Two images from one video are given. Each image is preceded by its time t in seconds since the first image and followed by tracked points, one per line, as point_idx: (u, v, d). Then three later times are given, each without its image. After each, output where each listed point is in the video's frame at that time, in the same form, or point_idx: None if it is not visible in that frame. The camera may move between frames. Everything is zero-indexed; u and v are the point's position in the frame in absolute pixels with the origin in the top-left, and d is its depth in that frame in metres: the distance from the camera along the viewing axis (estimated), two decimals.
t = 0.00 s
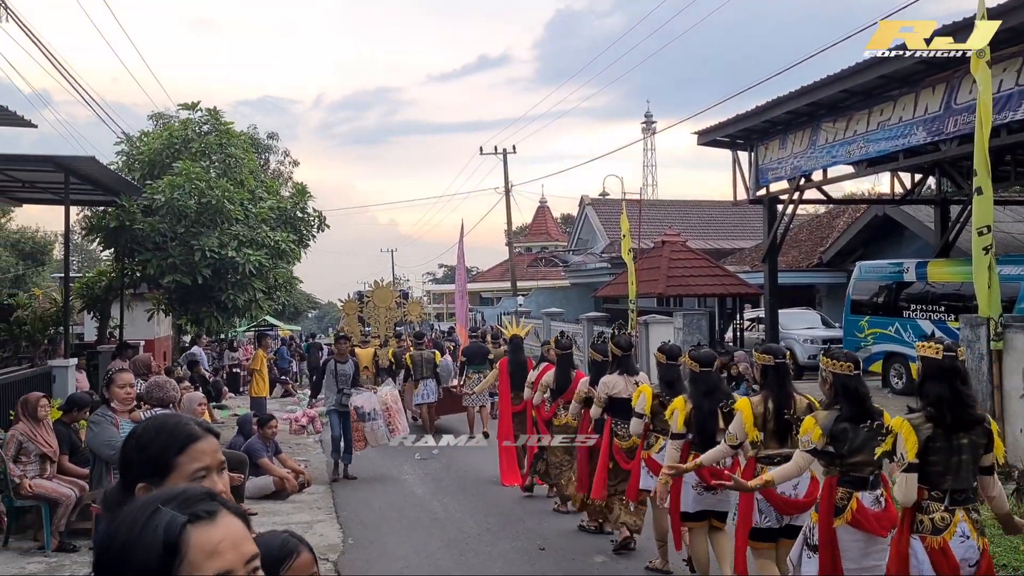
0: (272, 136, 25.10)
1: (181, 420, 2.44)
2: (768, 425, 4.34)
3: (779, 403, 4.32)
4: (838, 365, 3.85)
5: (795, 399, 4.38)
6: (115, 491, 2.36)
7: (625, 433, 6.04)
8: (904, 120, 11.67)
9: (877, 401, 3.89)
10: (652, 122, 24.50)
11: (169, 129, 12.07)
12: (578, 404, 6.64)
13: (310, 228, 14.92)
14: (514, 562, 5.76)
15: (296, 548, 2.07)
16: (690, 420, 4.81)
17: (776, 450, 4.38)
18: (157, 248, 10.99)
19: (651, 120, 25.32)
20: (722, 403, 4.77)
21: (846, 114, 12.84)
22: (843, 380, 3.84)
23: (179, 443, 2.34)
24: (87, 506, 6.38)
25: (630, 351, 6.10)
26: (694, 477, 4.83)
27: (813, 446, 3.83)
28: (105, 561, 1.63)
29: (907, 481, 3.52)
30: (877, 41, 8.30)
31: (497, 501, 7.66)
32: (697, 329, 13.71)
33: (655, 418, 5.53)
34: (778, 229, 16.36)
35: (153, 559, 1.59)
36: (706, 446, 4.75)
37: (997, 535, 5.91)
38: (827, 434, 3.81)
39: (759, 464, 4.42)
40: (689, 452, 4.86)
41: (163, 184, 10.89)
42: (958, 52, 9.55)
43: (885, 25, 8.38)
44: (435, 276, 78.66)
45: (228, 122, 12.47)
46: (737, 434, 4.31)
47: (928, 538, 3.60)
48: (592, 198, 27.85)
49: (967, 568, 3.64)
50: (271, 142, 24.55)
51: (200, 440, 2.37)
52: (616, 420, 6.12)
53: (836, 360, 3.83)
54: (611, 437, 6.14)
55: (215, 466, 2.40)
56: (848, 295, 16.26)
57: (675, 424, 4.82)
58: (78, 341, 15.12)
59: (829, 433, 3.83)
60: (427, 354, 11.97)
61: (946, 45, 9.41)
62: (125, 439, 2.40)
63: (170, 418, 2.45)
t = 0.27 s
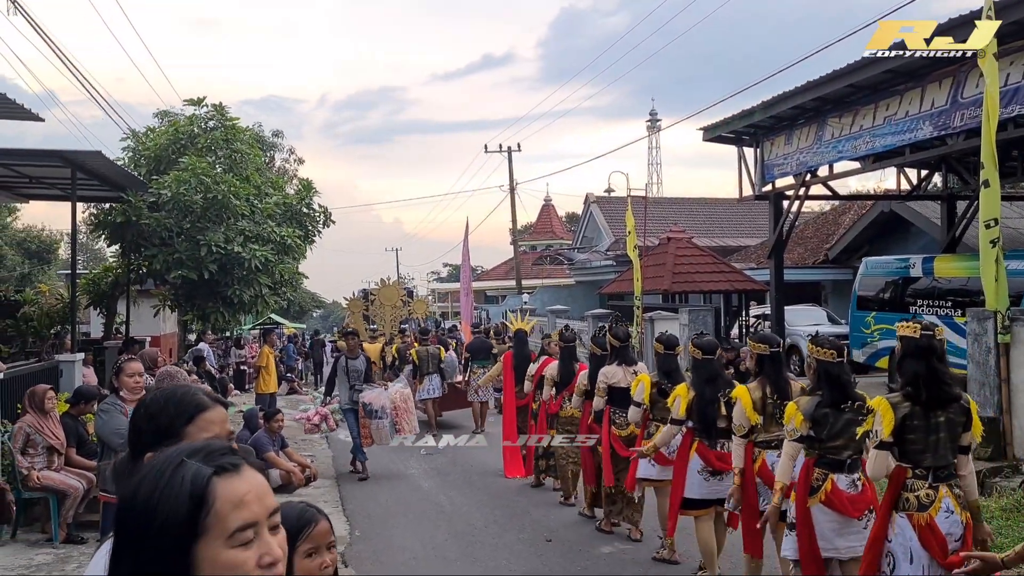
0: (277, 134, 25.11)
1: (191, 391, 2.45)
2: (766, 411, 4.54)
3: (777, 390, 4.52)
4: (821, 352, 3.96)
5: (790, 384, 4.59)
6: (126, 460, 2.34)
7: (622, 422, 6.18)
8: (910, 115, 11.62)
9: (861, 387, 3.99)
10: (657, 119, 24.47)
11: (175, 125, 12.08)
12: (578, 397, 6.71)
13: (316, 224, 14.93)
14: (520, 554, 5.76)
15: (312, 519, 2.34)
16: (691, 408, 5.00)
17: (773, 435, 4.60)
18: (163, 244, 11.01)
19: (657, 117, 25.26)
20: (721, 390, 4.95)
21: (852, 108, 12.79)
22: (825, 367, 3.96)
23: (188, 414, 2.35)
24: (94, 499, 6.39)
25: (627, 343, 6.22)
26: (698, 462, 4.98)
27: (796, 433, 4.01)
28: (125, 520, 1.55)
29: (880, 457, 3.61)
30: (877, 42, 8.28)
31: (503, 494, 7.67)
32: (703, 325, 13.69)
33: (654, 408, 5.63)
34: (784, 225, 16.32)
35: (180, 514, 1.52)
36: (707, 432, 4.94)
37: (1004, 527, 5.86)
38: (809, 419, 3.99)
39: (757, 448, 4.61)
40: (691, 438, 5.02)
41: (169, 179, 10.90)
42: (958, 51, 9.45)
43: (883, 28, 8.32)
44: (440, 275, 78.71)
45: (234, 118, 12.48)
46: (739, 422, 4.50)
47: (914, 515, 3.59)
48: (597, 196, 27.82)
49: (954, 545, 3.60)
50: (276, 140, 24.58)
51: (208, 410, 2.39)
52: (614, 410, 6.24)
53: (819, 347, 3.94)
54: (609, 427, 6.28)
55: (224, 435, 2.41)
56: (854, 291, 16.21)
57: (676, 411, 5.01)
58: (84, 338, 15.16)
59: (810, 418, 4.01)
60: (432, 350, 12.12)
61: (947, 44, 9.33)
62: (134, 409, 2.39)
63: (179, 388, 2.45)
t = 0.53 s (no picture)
0: (280, 133, 25.07)
1: (195, 379, 2.43)
2: (758, 407, 4.71)
3: (767, 385, 4.65)
4: (805, 348, 4.14)
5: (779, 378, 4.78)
6: (130, 450, 2.31)
7: (612, 418, 6.41)
8: (915, 113, 11.58)
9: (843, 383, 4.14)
10: (661, 119, 24.41)
11: (178, 124, 12.09)
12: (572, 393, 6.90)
13: (319, 223, 14.94)
14: (524, 551, 5.76)
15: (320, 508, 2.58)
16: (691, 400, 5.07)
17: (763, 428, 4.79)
18: (167, 242, 11.02)
19: (660, 117, 25.20)
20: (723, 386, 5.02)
21: (857, 107, 12.75)
22: (808, 362, 4.12)
23: (193, 402, 2.34)
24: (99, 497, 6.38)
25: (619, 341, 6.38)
26: (699, 458, 5.17)
27: (773, 425, 4.15)
28: (144, 497, 1.53)
29: (877, 452, 3.77)
30: (877, 41, 8.26)
31: (506, 492, 7.67)
32: (707, 324, 13.66)
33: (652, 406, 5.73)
34: (788, 225, 16.29)
35: (201, 496, 1.50)
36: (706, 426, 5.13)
37: (1009, 525, 5.84)
38: (788, 412, 4.12)
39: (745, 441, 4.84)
40: (691, 434, 5.23)
41: (173, 178, 10.91)
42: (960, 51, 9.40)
43: (884, 26, 8.29)
44: (443, 274, 78.73)
45: (237, 117, 12.48)
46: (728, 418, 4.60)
47: (906, 508, 3.78)
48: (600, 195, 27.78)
49: (945, 535, 3.81)
50: (279, 139, 24.57)
51: (213, 399, 2.39)
52: (605, 407, 6.46)
53: (803, 343, 4.12)
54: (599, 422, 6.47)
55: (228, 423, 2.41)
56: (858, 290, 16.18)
57: (677, 404, 5.10)
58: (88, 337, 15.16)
59: (790, 412, 4.14)
60: (436, 347, 12.07)
61: (947, 44, 9.28)
62: (138, 395, 2.37)
63: (184, 377, 2.44)
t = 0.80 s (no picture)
0: (282, 134, 25.09)
1: (202, 388, 2.43)
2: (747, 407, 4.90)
3: (756, 387, 4.88)
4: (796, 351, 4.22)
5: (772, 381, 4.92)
6: (137, 459, 2.30)
7: (609, 419, 6.39)
8: (917, 115, 11.58)
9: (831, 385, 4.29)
10: (662, 119, 24.42)
11: (180, 125, 12.11)
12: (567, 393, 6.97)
13: (321, 224, 14.96)
14: (526, 553, 5.77)
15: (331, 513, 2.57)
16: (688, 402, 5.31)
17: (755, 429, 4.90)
18: (170, 244, 11.04)
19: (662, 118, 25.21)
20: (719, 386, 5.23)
21: (859, 109, 12.75)
22: (797, 365, 4.23)
23: (201, 412, 2.34)
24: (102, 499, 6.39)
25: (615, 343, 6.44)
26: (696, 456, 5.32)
27: (759, 422, 4.32)
28: (166, 507, 1.53)
29: (865, 458, 3.90)
30: (878, 41, 8.24)
31: (509, 494, 7.68)
32: (709, 326, 13.67)
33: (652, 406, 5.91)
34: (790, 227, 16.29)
35: (225, 508, 1.50)
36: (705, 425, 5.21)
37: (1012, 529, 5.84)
38: (775, 412, 4.28)
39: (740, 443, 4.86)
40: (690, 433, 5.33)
41: (175, 179, 10.94)
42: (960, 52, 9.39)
43: (885, 24, 8.31)
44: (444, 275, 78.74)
45: (239, 118, 12.50)
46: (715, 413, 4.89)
47: (891, 511, 3.92)
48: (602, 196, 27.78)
49: (928, 537, 3.94)
50: (280, 140, 24.60)
51: (220, 409, 2.39)
52: (601, 408, 6.48)
53: (794, 347, 4.20)
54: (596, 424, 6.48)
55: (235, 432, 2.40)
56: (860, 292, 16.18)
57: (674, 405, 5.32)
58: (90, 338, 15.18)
59: (777, 412, 4.30)
60: (438, 349, 12.15)
61: (948, 44, 9.30)
62: (146, 405, 2.37)
63: (190, 387, 2.44)
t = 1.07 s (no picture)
0: (285, 135, 25.14)
1: (207, 388, 2.43)
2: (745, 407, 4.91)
3: (753, 387, 4.88)
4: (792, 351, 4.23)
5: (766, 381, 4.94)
6: (143, 459, 2.30)
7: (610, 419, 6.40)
8: (920, 115, 11.55)
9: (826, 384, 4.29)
10: (664, 119, 24.43)
11: (183, 126, 12.14)
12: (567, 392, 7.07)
13: (324, 225, 14.99)
14: (529, 554, 5.76)
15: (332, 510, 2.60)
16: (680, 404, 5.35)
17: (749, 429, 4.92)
18: (173, 244, 11.05)
19: (664, 118, 25.20)
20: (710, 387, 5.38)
21: (862, 110, 12.73)
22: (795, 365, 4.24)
23: (206, 411, 2.34)
24: (105, 498, 6.40)
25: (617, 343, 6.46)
26: (685, 457, 5.42)
27: (757, 423, 4.31)
28: (175, 510, 1.52)
29: (851, 453, 3.90)
30: (879, 41, 8.23)
31: (511, 493, 7.68)
32: (711, 326, 13.66)
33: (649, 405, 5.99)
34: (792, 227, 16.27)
35: (239, 506, 1.50)
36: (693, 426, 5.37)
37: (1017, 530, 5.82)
38: (771, 411, 4.28)
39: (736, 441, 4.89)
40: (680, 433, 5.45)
41: (179, 180, 10.96)
42: (962, 52, 9.38)
43: (885, 24, 8.29)
44: (446, 275, 78.79)
45: (242, 119, 12.52)
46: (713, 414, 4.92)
47: (876, 506, 3.94)
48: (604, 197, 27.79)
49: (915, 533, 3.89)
50: (284, 141, 24.65)
51: (226, 408, 2.39)
52: (603, 408, 6.49)
53: (791, 347, 4.21)
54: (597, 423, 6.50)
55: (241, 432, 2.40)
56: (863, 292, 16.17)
57: (665, 409, 5.37)
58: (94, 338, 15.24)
59: (773, 411, 4.30)
60: (439, 350, 12.18)
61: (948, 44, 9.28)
62: (150, 406, 2.37)
63: (196, 386, 2.44)
